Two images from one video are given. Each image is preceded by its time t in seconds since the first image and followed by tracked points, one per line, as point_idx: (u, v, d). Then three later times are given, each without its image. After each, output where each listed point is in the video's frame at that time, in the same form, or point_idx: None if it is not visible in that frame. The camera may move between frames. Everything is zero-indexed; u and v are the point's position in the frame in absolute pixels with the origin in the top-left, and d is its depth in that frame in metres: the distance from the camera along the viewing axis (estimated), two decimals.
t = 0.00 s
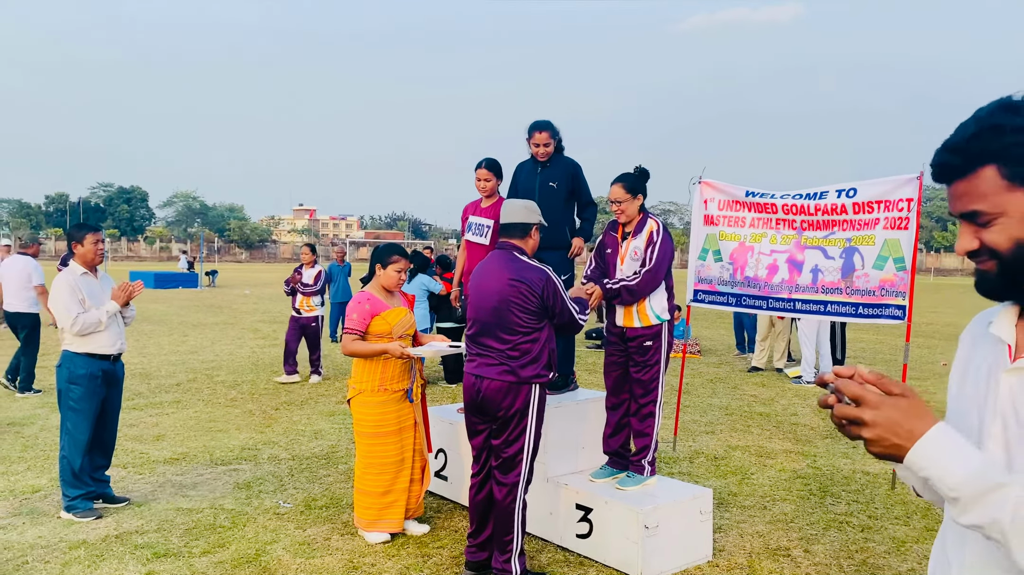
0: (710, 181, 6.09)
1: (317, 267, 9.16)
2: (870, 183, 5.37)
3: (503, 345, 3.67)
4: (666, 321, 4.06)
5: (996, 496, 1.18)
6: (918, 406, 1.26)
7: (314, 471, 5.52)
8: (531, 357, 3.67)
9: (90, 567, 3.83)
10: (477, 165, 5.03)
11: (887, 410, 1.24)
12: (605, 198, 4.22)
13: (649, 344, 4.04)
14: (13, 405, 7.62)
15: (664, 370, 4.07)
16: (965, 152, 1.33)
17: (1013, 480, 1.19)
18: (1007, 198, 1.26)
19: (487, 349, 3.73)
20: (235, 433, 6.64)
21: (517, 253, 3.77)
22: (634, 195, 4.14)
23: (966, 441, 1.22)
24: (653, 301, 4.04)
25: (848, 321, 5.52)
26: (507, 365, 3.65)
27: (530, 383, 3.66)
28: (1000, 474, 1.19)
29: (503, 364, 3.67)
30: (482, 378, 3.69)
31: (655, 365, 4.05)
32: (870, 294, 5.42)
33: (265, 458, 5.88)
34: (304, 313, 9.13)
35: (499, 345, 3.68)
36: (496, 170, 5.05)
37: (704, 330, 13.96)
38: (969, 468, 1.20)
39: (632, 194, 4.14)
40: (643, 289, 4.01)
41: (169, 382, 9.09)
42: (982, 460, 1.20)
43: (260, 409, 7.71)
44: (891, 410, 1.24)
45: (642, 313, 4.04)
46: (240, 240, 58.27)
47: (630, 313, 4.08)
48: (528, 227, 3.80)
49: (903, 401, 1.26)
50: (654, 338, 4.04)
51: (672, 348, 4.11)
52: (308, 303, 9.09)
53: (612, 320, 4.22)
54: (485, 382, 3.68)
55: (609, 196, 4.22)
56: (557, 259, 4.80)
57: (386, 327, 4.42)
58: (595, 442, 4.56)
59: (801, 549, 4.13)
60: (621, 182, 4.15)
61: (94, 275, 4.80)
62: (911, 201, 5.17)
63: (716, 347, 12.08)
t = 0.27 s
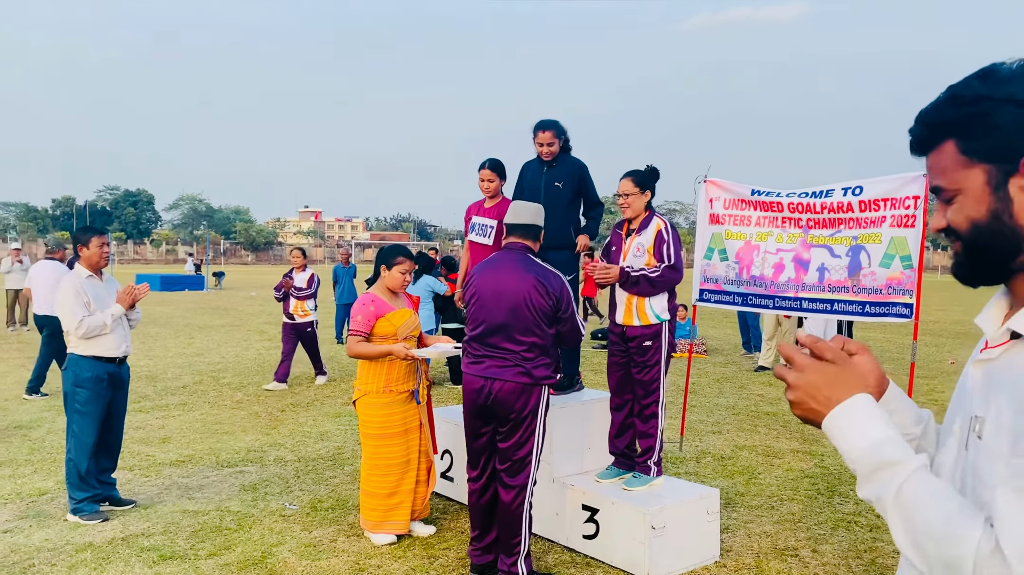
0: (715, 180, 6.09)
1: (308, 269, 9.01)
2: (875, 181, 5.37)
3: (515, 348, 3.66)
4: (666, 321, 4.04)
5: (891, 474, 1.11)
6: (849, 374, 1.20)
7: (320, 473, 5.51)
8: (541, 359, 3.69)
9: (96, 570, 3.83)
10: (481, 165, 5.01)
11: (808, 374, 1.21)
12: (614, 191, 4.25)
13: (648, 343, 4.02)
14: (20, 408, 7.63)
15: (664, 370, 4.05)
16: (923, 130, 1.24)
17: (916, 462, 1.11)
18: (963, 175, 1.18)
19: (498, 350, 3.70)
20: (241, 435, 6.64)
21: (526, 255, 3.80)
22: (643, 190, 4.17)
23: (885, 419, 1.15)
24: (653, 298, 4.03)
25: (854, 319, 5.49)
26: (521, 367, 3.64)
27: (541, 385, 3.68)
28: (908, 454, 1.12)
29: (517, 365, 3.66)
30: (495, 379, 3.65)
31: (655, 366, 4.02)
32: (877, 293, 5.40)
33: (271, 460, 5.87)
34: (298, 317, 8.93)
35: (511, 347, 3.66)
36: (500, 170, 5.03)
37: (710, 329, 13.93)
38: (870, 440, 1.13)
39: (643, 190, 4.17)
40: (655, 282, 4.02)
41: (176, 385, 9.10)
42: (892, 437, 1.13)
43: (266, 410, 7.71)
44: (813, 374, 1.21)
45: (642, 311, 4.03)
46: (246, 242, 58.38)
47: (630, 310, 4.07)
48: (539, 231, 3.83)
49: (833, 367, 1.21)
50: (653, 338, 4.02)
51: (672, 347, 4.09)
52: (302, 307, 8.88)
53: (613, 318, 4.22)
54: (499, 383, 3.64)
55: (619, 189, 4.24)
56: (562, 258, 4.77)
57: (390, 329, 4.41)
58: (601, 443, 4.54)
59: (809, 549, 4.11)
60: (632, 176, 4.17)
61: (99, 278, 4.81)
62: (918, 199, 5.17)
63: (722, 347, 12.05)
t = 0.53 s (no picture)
0: (721, 179, 6.05)
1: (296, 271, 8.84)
2: (883, 179, 5.31)
3: (522, 349, 3.64)
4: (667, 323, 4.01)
5: (800, 466, 1.10)
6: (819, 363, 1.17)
7: (327, 478, 5.50)
8: (545, 360, 3.70)
9: None
10: (483, 168, 4.99)
11: (774, 351, 1.19)
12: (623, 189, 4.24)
13: (648, 345, 4.00)
14: (27, 415, 7.64)
15: (667, 372, 4.02)
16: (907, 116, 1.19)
17: (826, 458, 1.08)
18: (927, 161, 1.12)
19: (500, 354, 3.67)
20: (248, 440, 6.64)
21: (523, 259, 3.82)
22: (652, 189, 4.16)
23: (830, 411, 1.12)
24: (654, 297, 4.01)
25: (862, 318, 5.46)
26: (528, 368, 3.63)
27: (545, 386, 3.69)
28: (822, 448, 1.09)
29: (522, 367, 3.64)
30: (500, 382, 3.61)
31: (658, 368, 4.00)
32: (885, 292, 5.36)
33: (277, 464, 5.86)
34: (289, 320, 8.88)
35: (517, 349, 3.64)
36: (502, 173, 5.01)
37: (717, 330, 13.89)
38: (794, 429, 1.11)
39: (652, 189, 4.16)
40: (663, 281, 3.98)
41: (182, 390, 9.10)
42: (820, 429, 1.10)
43: (272, 415, 7.71)
44: (777, 353, 1.18)
45: (642, 311, 4.02)
46: (253, 246, 58.52)
47: (631, 310, 4.06)
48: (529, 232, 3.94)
49: (804, 349, 1.19)
50: (654, 340, 4.00)
51: (674, 349, 4.06)
52: (293, 311, 8.79)
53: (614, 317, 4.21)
54: (505, 386, 3.61)
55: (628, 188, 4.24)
56: (565, 260, 4.71)
57: (395, 333, 4.40)
58: (609, 446, 4.51)
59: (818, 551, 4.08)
60: (642, 175, 4.16)
61: (103, 284, 4.80)
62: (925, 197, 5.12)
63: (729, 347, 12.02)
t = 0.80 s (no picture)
0: (727, 180, 6.03)
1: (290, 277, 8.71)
2: (890, 178, 5.32)
3: (512, 352, 3.70)
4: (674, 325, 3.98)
5: (753, 432, 1.02)
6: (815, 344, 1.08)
7: (334, 484, 5.47)
8: (534, 361, 3.78)
9: None
10: (487, 171, 4.97)
11: (775, 310, 1.09)
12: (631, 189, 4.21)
13: (656, 348, 3.97)
14: (34, 424, 7.64)
15: (676, 375, 3.99)
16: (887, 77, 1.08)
17: (779, 429, 0.99)
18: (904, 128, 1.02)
19: (488, 358, 3.71)
20: (255, 447, 6.62)
21: (501, 266, 3.88)
22: (661, 190, 4.12)
23: (807, 387, 1.02)
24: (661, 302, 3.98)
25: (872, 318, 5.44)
26: (520, 370, 3.69)
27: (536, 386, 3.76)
28: (777, 418, 1.00)
29: (513, 371, 3.68)
30: (491, 387, 3.65)
31: (667, 371, 3.97)
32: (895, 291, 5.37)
33: (285, 471, 5.84)
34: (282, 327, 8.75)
35: (506, 352, 3.70)
36: (507, 176, 4.99)
37: (724, 330, 13.83)
38: (764, 393, 1.02)
39: (658, 190, 4.12)
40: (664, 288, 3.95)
41: (189, 396, 9.10)
42: (787, 400, 1.00)
43: (279, 421, 7.69)
44: (780, 313, 1.09)
45: (649, 316, 3.98)
46: (258, 252, 58.61)
47: (637, 315, 4.03)
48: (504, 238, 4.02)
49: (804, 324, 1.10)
50: (663, 342, 3.97)
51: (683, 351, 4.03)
52: (285, 317, 8.68)
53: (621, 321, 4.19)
54: (497, 390, 3.64)
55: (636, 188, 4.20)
56: (574, 262, 4.68)
57: (401, 338, 4.37)
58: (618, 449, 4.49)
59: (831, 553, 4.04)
60: (649, 175, 4.12)
61: (109, 292, 4.79)
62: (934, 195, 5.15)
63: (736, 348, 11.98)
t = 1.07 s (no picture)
0: (731, 183, 6.02)
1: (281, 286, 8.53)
2: (895, 179, 5.36)
3: (489, 356, 3.78)
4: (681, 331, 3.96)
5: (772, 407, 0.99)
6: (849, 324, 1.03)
7: (341, 491, 5.47)
8: (511, 365, 3.85)
9: None
10: (492, 177, 4.97)
11: (810, 284, 1.03)
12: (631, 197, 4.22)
13: (665, 353, 3.97)
14: (41, 433, 7.64)
15: (684, 380, 3.99)
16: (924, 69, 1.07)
17: (795, 408, 0.95)
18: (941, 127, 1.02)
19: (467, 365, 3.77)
20: (261, 454, 6.62)
21: (473, 275, 3.97)
22: (661, 196, 4.14)
23: (830, 369, 0.97)
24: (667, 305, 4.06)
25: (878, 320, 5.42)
26: (498, 373, 3.76)
27: (516, 389, 3.82)
28: (794, 397, 0.96)
29: (493, 376, 3.75)
30: (472, 392, 3.71)
31: (675, 376, 3.97)
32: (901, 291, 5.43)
33: (292, 479, 5.84)
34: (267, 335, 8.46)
35: (484, 357, 3.77)
36: (512, 181, 4.99)
37: (727, 332, 13.82)
38: (787, 370, 0.98)
39: (659, 195, 4.14)
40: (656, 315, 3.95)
41: (195, 404, 9.10)
42: (806, 381, 0.96)
43: (285, 428, 7.69)
44: (816, 288, 1.03)
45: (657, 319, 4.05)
46: (260, 258, 58.66)
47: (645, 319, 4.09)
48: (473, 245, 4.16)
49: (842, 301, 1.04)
50: (671, 348, 3.97)
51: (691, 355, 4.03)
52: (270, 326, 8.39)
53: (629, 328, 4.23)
54: (479, 395, 3.71)
55: (636, 195, 4.22)
56: (580, 267, 4.70)
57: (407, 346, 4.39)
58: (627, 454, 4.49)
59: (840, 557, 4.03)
60: (649, 182, 4.14)
61: (115, 302, 4.80)
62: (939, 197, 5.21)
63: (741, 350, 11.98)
